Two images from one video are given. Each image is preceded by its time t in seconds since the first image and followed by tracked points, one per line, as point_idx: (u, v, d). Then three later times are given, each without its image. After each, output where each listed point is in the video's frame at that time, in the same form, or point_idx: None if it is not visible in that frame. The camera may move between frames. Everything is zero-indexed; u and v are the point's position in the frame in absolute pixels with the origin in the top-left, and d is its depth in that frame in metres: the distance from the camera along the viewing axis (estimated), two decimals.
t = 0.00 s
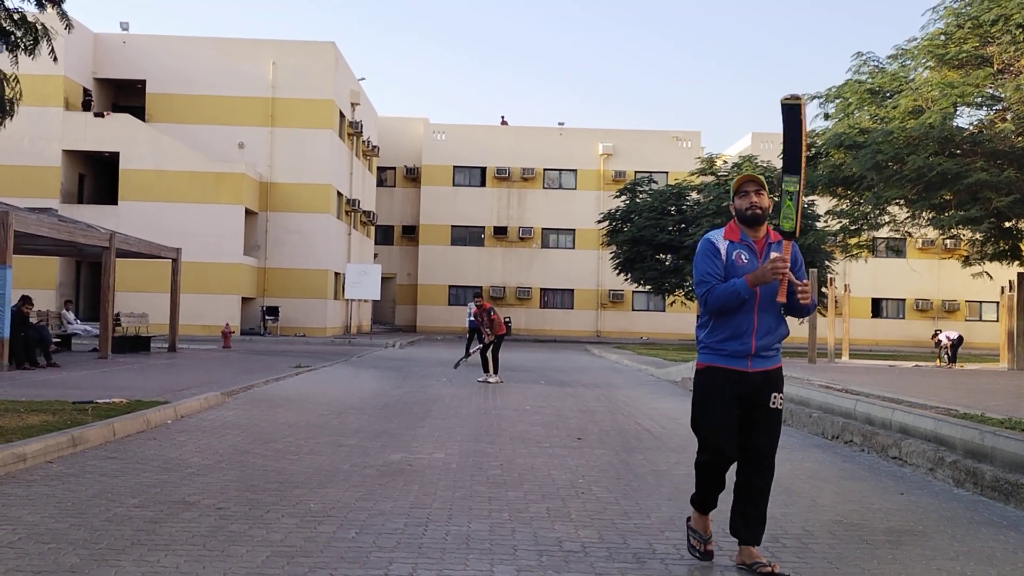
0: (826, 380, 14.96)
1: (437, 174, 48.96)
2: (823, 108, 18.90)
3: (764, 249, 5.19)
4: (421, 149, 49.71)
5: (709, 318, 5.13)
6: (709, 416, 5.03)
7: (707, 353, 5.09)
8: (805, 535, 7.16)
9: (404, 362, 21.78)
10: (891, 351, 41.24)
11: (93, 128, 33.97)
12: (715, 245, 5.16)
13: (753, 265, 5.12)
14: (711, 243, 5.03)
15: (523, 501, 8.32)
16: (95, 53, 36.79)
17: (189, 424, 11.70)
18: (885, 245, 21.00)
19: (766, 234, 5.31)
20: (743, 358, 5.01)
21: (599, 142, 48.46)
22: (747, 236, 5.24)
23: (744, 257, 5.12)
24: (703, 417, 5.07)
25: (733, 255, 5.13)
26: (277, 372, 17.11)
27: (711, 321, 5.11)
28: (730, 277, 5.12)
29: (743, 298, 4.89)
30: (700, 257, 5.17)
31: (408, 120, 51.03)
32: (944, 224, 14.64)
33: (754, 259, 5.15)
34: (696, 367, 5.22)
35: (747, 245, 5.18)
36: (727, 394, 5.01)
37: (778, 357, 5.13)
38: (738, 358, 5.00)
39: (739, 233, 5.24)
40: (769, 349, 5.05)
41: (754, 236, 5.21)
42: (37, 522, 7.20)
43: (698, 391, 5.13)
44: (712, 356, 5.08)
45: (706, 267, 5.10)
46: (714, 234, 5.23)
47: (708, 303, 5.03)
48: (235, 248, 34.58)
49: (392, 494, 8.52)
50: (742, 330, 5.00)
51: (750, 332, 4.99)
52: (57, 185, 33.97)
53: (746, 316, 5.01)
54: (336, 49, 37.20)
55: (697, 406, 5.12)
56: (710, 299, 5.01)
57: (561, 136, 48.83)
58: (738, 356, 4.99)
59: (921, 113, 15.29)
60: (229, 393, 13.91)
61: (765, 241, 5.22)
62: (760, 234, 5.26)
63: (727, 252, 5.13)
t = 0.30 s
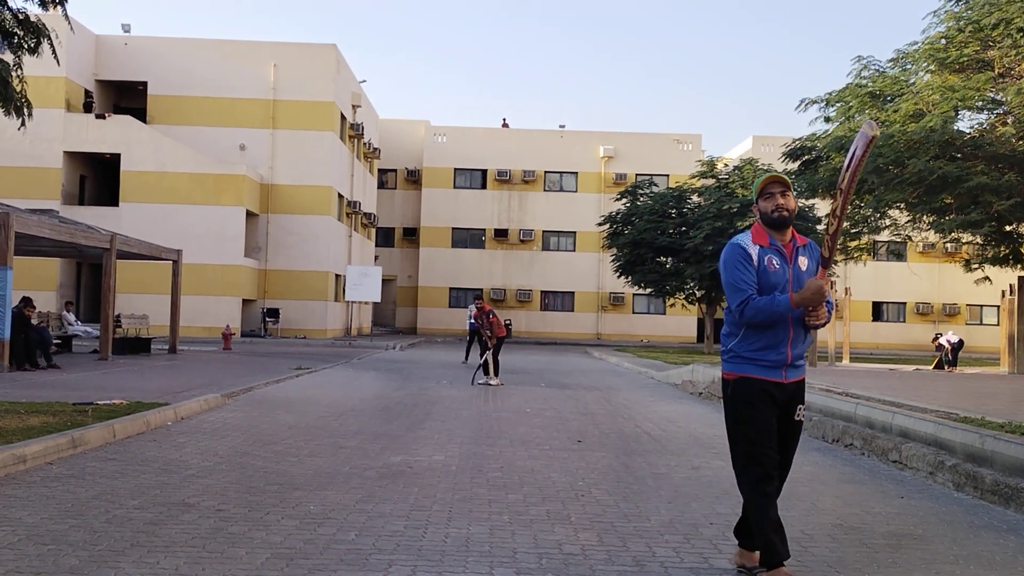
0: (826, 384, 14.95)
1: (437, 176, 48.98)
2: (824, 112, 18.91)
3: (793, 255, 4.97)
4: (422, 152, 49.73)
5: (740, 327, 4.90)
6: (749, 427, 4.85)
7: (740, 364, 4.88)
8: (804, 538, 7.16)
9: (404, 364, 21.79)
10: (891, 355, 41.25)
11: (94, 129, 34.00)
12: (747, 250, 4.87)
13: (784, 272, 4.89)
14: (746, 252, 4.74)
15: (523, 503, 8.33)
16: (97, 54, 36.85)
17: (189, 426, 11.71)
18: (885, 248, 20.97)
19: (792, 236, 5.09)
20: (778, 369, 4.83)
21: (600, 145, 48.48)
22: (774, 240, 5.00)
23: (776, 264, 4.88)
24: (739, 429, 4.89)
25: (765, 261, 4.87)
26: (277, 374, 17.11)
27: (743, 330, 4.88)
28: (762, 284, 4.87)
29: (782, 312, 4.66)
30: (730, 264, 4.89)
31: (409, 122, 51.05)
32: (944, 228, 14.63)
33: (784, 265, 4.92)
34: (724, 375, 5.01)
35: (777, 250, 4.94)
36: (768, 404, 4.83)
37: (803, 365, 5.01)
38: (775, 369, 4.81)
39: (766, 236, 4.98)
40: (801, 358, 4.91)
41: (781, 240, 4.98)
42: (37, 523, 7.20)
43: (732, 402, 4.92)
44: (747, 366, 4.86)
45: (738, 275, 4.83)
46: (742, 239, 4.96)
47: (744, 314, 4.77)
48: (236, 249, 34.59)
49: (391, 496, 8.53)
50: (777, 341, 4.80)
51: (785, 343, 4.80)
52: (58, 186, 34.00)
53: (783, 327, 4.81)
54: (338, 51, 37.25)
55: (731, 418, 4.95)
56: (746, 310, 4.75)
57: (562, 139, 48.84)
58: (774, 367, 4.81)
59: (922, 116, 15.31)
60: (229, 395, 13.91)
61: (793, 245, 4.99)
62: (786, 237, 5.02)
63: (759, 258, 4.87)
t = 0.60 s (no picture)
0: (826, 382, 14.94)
1: (438, 173, 48.96)
2: (826, 109, 18.92)
3: (818, 244, 4.54)
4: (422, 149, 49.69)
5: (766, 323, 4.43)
6: (766, 433, 4.38)
7: (773, 361, 4.39)
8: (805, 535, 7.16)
9: (405, 361, 21.78)
10: (892, 352, 41.25)
11: (94, 126, 33.97)
12: (767, 243, 4.42)
13: (810, 262, 4.44)
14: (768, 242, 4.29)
15: (523, 500, 8.33)
16: (97, 51, 36.83)
17: (190, 423, 11.70)
18: (886, 245, 20.98)
19: (813, 225, 4.66)
20: (812, 365, 4.36)
21: (601, 143, 48.46)
22: (796, 230, 4.56)
23: (801, 254, 4.44)
24: (763, 434, 4.43)
25: (789, 251, 4.42)
26: (277, 371, 17.11)
27: (771, 326, 4.40)
28: (785, 276, 4.41)
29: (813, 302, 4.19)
30: (752, 255, 4.42)
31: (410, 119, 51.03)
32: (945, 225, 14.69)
33: (810, 255, 4.48)
34: (751, 377, 4.51)
35: (800, 240, 4.50)
36: (799, 405, 4.32)
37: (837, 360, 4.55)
38: (808, 365, 4.34)
39: (788, 226, 4.54)
40: (833, 353, 4.46)
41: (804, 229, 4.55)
42: (39, 520, 7.21)
43: (760, 404, 4.42)
44: (776, 364, 4.38)
45: (762, 267, 4.36)
46: (762, 230, 4.51)
47: (769, 308, 4.30)
48: (236, 247, 34.59)
49: (392, 493, 8.53)
50: (808, 335, 4.34)
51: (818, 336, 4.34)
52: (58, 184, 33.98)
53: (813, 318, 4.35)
54: (339, 48, 37.21)
55: (756, 422, 4.51)
56: (768, 305, 4.27)
57: (563, 136, 48.82)
58: (807, 363, 4.34)
59: (922, 114, 15.31)
60: (230, 392, 13.91)
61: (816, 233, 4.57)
62: (809, 226, 4.60)
63: (783, 248, 4.42)
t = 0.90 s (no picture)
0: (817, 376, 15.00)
1: (430, 169, 48.89)
2: (817, 104, 18.97)
3: (845, 237, 4.21)
4: (415, 145, 49.62)
5: (784, 321, 4.16)
6: (770, 427, 4.25)
7: (788, 363, 4.13)
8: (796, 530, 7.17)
9: (397, 357, 21.78)
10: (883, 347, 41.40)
11: (85, 122, 33.84)
12: (787, 235, 4.15)
13: (833, 256, 4.13)
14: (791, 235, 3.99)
15: (516, 496, 8.33)
16: (88, 47, 36.69)
17: (182, 419, 11.69)
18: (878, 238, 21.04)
19: (842, 217, 4.33)
20: (832, 365, 4.02)
21: (593, 138, 48.45)
22: (822, 221, 4.25)
23: (824, 247, 4.13)
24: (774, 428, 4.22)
25: (810, 245, 4.12)
26: (269, 367, 17.10)
27: (787, 325, 4.14)
28: (804, 272, 4.14)
29: (827, 300, 3.91)
30: (769, 250, 4.16)
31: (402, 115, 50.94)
32: (935, 219, 14.94)
33: (834, 249, 4.16)
34: (769, 378, 4.27)
35: (824, 232, 4.19)
36: (804, 404, 4.06)
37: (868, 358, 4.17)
38: (827, 366, 4.02)
39: (811, 218, 4.24)
40: (859, 352, 4.08)
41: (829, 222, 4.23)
42: (30, 516, 7.19)
43: (771, 401, 4.21)
44: (790, 364, 4.12)
45: (779, 262, 4.10)
46: (783, 221, 4.23)
47: (783, 306, 4.05)
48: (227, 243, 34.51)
49: (384, 489, 8.53)
50: (828, 334, 4.02)
51: (837, 335, 4.01)
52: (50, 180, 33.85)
53: (833, 317, 4.04)
54: (330, 43, 37.10)
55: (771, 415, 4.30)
56: (786, 303, 4.02)
57: (555, 131, 48.80)
58: (825, 363, 4.02)
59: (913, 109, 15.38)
60: (222, 388, 13.91)
61: (844, 227, 4.24)
62: (836, 219, 4.28)
63: (804, 241, 4.13)
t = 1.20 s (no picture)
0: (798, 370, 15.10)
1: (413, 166, 48.80)
2: (798, 99, 19.03)
3: (881, 227, 4.13)
4: (398, 141, 49.49)
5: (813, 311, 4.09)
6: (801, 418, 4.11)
7: (815, 360, 4.05)
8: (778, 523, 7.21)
9: (381, 353, 21.73)
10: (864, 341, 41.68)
11: (66, 119, 33.58)
12: (819, 222, 4.08)
13: (867, 246, 4.06)
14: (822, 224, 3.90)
15: (499, 491, 8.34)
16: (68, 43, 36.39)
17: (163, 417, 11.63)
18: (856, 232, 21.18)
19: (879, 207, 4.25)
20: (863, 361, 3.95)
21: (576, 134, 48.48)
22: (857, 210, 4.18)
23: (857, 237, 4.06)
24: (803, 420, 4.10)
25: (843, 234, 4.05)
26: (252, 364, 17.02)
27: (816, 316, 4.07)
28: (836, 262, 4.06)
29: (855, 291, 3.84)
30: (800, 237, 4.10)
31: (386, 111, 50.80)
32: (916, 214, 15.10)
33: (868, 239, 4.09)
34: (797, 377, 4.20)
35: (860, 221, 4.11)
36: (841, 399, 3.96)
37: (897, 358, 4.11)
38: (856, 362, 3.95)
39: (848, 206, 4.16)
40: (890, 350, 4.01)
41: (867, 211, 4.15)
42: (9, 516, 7.13)
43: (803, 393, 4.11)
44: (821, 356, 4.03)
45: (810, 250, 4.03)
46: (817, 209, 4.17)
47: (810, 297, 3.99)
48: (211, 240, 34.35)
49: (367, 486, 8.51)
50: (857, 327, 3.95)
51: (869, 330, 3.94)
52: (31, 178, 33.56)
53: (864, 311, 3.97)
54: (312, 39, 36.94)
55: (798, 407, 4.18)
56: (811, 292, 3.96)
57: (538, 127, 48.84)
58: (855, 359, 3.95)
59: (894, 104, 15.49)
60: (203, 385, 13.84)
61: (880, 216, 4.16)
62: (874, 208, 4.20)
63: (836, 230, 4.06)
